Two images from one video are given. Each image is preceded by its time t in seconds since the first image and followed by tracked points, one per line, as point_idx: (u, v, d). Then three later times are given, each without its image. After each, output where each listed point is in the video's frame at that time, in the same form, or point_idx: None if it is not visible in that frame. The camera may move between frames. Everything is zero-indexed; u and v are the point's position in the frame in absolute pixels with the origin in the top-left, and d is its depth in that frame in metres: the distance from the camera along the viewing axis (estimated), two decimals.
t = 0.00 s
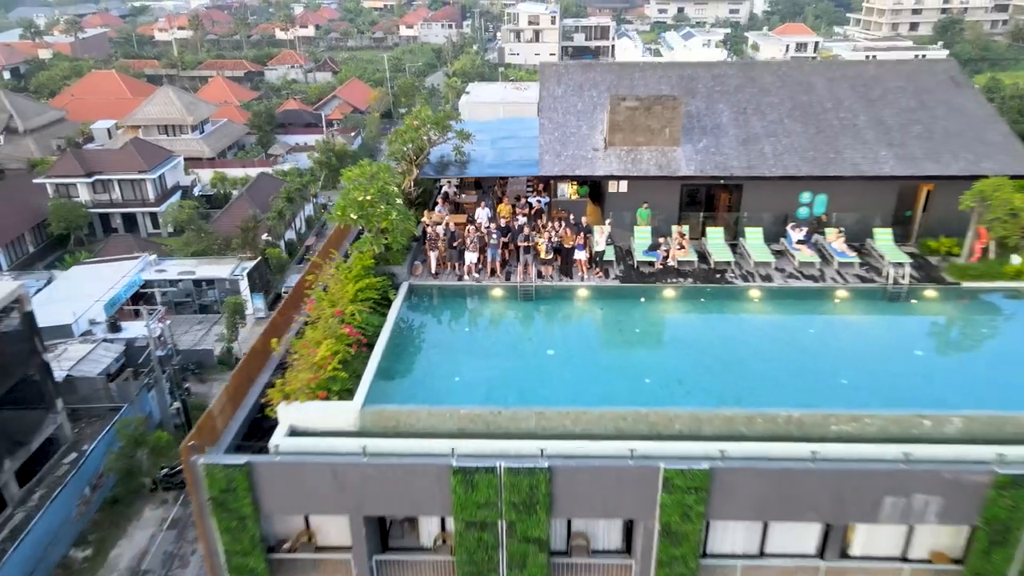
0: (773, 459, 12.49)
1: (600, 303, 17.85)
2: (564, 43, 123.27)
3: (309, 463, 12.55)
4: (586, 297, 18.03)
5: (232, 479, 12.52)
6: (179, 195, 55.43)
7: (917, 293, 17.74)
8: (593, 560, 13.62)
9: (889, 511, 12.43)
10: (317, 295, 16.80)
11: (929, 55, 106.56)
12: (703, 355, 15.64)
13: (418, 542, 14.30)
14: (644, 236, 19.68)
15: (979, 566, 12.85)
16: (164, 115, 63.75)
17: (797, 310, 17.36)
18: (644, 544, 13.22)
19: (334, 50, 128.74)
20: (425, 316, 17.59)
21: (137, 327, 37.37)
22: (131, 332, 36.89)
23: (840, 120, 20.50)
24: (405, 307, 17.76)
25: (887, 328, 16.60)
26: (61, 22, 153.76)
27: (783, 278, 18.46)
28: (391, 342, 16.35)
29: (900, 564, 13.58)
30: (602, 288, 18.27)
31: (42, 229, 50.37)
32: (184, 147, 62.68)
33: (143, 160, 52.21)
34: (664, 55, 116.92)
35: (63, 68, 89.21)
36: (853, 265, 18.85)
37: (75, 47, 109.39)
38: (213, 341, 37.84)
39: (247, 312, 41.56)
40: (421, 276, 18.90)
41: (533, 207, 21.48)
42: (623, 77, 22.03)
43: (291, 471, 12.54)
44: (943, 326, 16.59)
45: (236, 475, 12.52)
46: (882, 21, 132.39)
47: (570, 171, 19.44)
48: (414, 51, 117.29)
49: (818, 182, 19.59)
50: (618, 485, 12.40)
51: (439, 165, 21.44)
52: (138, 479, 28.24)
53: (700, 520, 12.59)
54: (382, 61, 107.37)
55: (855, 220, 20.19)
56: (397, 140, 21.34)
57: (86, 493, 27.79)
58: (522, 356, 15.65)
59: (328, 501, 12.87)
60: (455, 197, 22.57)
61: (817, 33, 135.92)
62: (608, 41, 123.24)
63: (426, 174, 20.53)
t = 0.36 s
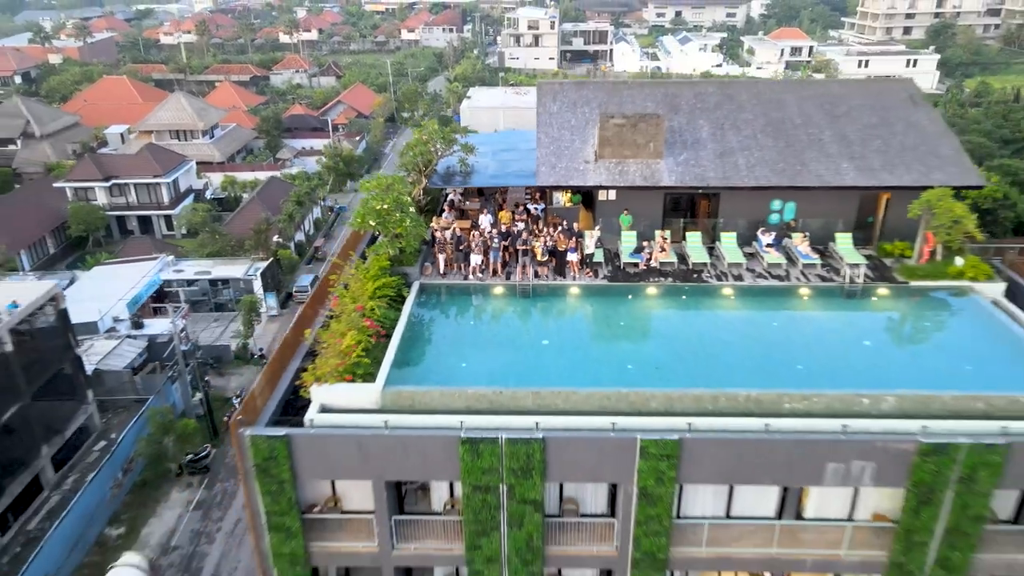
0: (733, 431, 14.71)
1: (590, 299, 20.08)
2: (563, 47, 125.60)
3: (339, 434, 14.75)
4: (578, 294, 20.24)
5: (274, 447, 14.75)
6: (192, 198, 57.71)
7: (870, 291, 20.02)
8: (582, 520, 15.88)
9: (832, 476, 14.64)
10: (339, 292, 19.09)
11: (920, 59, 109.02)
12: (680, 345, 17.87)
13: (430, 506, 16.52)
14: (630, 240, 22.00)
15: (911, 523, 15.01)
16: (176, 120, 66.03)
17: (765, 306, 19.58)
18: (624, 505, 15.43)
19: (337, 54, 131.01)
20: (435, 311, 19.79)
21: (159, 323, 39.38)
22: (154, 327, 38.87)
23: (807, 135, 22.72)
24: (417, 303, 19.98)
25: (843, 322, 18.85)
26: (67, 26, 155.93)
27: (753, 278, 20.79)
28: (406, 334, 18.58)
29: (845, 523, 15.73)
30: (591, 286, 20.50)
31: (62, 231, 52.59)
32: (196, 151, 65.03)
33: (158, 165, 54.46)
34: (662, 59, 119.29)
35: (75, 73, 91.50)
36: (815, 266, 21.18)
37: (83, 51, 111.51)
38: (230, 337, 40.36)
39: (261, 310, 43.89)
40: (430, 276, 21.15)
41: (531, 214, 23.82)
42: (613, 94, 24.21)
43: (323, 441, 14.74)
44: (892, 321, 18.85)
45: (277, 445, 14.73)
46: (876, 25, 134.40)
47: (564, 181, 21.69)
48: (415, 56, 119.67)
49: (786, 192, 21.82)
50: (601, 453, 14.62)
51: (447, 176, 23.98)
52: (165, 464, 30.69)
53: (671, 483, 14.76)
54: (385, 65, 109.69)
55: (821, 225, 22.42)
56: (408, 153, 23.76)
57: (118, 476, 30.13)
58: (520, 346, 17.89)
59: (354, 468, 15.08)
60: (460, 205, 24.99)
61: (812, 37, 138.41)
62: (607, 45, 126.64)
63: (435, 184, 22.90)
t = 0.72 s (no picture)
0: (700, 407, 17.29)
1: (581, 295, 22.71)
2: (562, 51, 128.26)
3: (364, 409, 17.30)
4: (570, 291, 22.85)
5: (308, 421, 17.32)
6: (206, 201, 60.29)
7: (828, 289, 22.63)
8: (572, 485, 18.50)
9: (783, 445, 17.23)
10: (360, 289, 21.73)
11: (910, 64, 111.86)
12: (658, 336, 20.50)
13: (442, 474, 19.14)
14: (617, 243, 24.70)
15: (852, 486, 17.61)
16: (188, 126, 68.57)
17: (736, 302, 22.18)
18: (608, 471, 18.03)
19: (340, 58, 133.52)
20: (444, 305, 22.46)
21: (181, 322, 41.64)
22: (177, 326, 41.11)
23: (777, 149, 25.33)
24: (428, 299, 22.59)
25: (803, 316, 21.46)
26: (75, 30, 158.46)
27: (725, 278, 23.42)
28: (419, 325, 21.20)
29: (798, 487, 18.34)
30: (581, 284, 23.11)
31: (83, 233, 55.13)
32: (210, 156, 67.76)
33: (175, 170, 57.05)
34: (659, 64, 121.88)
35: (87, 79, 94.04)
36: (780, 266, 23.80)
37: (93, 56, 114.04)
38: (248, 333, 43.12)
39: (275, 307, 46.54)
40: (439, 275, 23.77)
41: (529, 220, 26.53)
42: (603, 111, 26.78)
43: (351, 416, 17.31)
44: (846, 315, 21.47)
45: (311, 419, 17.30)
46: (869, 30, 136.93)
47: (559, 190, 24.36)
48: (418, 60, 122.31)
49: (757, 200, 24.44)
50: (587, 426, 17.19)
51: (455, 186, 26.99)
52: (192, 449, 33.33)
53: (648, 451, 17.34)
54: (388, 70, 112.37)
55: (788, 230, 25.06)
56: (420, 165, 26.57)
57: (150, 460, 32.72)
58: (519, 336, 20.52)
59: (377, 439, 17.64)
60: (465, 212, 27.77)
61: (806, 42, 140.95)
62: (605, 49, 129.29)
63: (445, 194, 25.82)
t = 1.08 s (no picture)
0: (675, 389, 19.99)
1: (573, 292, 25.39)
2: (561, 56, 131.06)
3: (384, 391, 19.96)
4: (564, 289, 25.52)
5: (336, 401, 19.99)
6: (219, 204, 63.02)
7: (794, 287, 25.35)
8: (564, 457, 21.19)
9: (747, 421, 19.93)
10: (377, 287, 24.44)
11: (900, 69, 114.67)
12: (641, 328, 23.21)
13: (450, 449, 21.82)
14: (606, 246, 27.47)
15: (806, 457, 20.30)
16: (200, 131, 71.27)
17: (712, 299, 24.87)
18: (596, 445, 20.71)
19: (343, 62, 136.33)
20: (451, 301, 25.11)
21: (201, 319, 44.47)
22: (197, 322, 43.96)
23: (752, 161, 28.02)
24: (437, 296, 25.25)
25: (770, 311, 24.16)
26: (81, 34, 160.78)
27: (703, 277, 26.16)
28: (429, 319, 23.88)
29: (761, 459, 21.05)
30: (574, 282, 25.80)
31: (103, 234, 57.85)
32: (221, 160, 70.47)
33: (190, 174, 59.74)
34: (655, 69, 124.57)
35: (99, 84, 96.82)
36: (752, 267, 26.57)
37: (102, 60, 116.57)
38: (264, 329, 45.90)
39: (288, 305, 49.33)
40: (446, 275, 26.47)
41: (528, 225, 29.37)
42: (595, 125, 29.49)
43: (372, 396, 19.98)
44: (809, 310, 24.17)
45: (338, 400, 19.97)
46: (862, 34, 139.65)
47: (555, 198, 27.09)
48: (419, 65, 125.15)
49: (733, 207, 27.14)
50: (577, 405, 19.86)
51: (461, 194, 30.23)
52: (216, 435, 36.04)
53: (629, 427, 20.03)
54: (391, 75, 115.20)
55: (761, 234, 27.77)
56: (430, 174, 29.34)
57: (178, 445, 35.48)
58: (518, 329, 23.21)
59: (395, 417, 20.30)
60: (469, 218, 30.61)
61: (800, 46, 143.72)
62: (603, 54, 132.11)
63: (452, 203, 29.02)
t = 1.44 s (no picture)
0: (655, 373, 22.72)
1: (567, 289, 28.14)
2: (560, 60, 133.65)
3: (399, 374, 22.71)
4: (558, 285, 28.29)
5: (356, 383, 22.75)
6: (231, 207, 65.74)
7: (766, 284, 28.13)
8: (558, 434, 23.92)
9: (718, 401, 22.69)
10: (390, 284, 27.31)
11: (892, 73, 117.18)
12: (627, 320, 25.96)
13: (458, 427, 24.61)
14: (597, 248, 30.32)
15: (771, 433, 23.05)
16: (212, 136, 74.03)
17: (691, 294, 27.62)
18: (585, 423, 23.45)
19: (347, 66, 139.03)
20: (457, 297, 27.85)
21: (218, 316, 47.07)
22: (215, 319, 46.61)
23: (730, 170, 30.80)
24: (444, 292, 28.02)
25: (743, 305, 26.93)
26: (89, 38, 163.69)
27: (684, 275, 28.98)
28: (438, 312, 26.62)
29: (732, 436, 23.83)
30: (567, 279, 28.56)
31: (122, 236, 60.58)
32: (232, 164, 73.13)
33: (204, 178, 62.48)
34: (652, 72, 127.16)
35: (110, 89, 99.51)
36: (728, 266, 29.37)
37: (112, 65, 119.48)
38: (278, 324, 48.76)
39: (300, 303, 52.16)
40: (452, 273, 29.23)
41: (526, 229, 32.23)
42: (588, 137, 32.23)
43: (388, 379, 22.75)
44: (778, 304, 26.96)
45: (359, 382, 22.74)
46: (855, 38, 142.28)
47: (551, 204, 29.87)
48: (421, 69, 127.86)
49: (712, 212, 29.94)
50: (569, 387, 22.60)
51: (467, 200, 33.88)
52: (237, 423, 38.78)
53: (615, 406, 22.74)
54: (394, 79, 117.95)
55: (738, 236, 30.54)
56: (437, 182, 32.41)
57: (203, 431, 38.28)
58: (517, 321, 25.98)
59: (408, 397, 23.04)
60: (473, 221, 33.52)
61: (795, 50, 146.34)
62: (601, 58, 134.81)
63: (458, 210, 32.84)
